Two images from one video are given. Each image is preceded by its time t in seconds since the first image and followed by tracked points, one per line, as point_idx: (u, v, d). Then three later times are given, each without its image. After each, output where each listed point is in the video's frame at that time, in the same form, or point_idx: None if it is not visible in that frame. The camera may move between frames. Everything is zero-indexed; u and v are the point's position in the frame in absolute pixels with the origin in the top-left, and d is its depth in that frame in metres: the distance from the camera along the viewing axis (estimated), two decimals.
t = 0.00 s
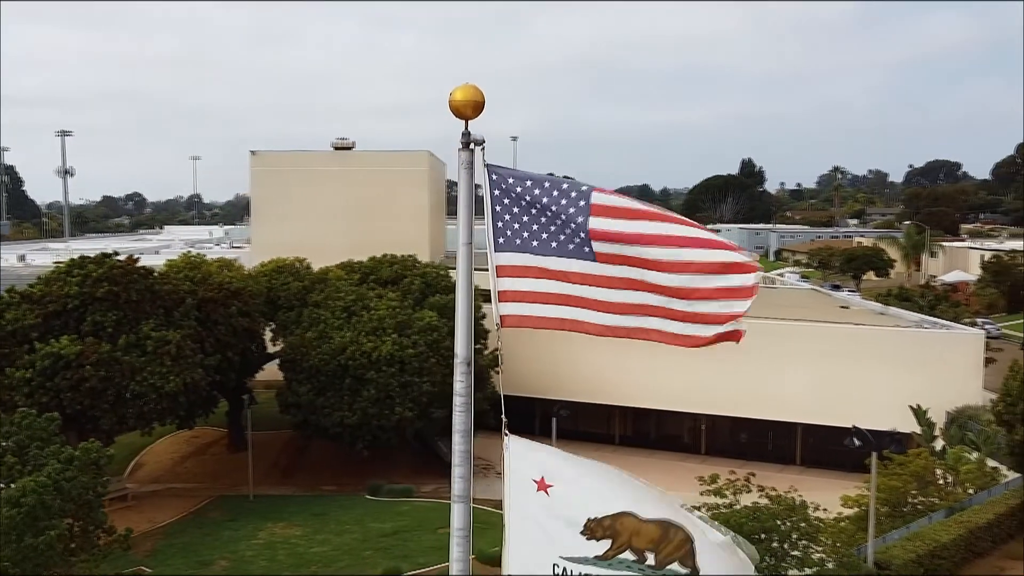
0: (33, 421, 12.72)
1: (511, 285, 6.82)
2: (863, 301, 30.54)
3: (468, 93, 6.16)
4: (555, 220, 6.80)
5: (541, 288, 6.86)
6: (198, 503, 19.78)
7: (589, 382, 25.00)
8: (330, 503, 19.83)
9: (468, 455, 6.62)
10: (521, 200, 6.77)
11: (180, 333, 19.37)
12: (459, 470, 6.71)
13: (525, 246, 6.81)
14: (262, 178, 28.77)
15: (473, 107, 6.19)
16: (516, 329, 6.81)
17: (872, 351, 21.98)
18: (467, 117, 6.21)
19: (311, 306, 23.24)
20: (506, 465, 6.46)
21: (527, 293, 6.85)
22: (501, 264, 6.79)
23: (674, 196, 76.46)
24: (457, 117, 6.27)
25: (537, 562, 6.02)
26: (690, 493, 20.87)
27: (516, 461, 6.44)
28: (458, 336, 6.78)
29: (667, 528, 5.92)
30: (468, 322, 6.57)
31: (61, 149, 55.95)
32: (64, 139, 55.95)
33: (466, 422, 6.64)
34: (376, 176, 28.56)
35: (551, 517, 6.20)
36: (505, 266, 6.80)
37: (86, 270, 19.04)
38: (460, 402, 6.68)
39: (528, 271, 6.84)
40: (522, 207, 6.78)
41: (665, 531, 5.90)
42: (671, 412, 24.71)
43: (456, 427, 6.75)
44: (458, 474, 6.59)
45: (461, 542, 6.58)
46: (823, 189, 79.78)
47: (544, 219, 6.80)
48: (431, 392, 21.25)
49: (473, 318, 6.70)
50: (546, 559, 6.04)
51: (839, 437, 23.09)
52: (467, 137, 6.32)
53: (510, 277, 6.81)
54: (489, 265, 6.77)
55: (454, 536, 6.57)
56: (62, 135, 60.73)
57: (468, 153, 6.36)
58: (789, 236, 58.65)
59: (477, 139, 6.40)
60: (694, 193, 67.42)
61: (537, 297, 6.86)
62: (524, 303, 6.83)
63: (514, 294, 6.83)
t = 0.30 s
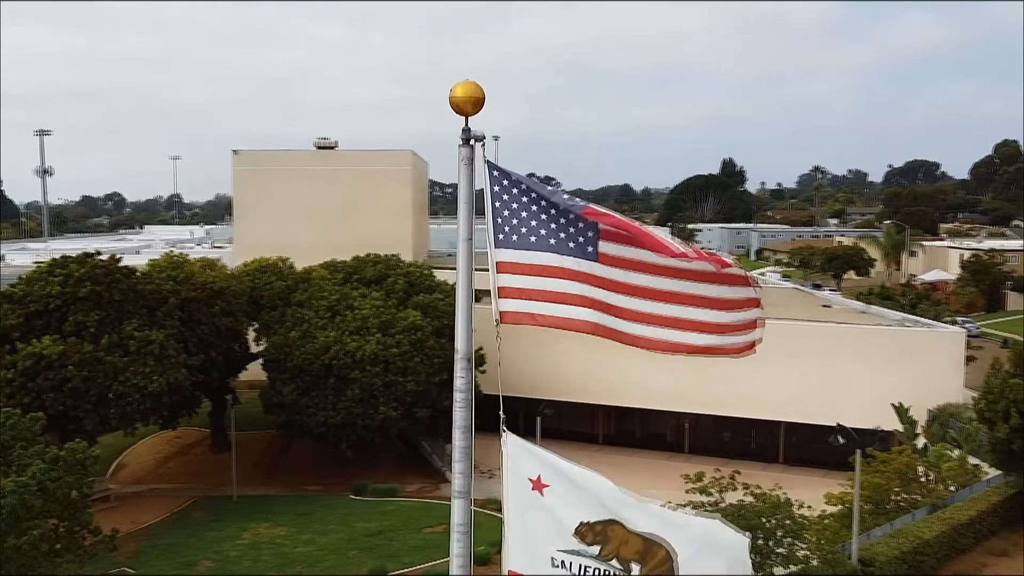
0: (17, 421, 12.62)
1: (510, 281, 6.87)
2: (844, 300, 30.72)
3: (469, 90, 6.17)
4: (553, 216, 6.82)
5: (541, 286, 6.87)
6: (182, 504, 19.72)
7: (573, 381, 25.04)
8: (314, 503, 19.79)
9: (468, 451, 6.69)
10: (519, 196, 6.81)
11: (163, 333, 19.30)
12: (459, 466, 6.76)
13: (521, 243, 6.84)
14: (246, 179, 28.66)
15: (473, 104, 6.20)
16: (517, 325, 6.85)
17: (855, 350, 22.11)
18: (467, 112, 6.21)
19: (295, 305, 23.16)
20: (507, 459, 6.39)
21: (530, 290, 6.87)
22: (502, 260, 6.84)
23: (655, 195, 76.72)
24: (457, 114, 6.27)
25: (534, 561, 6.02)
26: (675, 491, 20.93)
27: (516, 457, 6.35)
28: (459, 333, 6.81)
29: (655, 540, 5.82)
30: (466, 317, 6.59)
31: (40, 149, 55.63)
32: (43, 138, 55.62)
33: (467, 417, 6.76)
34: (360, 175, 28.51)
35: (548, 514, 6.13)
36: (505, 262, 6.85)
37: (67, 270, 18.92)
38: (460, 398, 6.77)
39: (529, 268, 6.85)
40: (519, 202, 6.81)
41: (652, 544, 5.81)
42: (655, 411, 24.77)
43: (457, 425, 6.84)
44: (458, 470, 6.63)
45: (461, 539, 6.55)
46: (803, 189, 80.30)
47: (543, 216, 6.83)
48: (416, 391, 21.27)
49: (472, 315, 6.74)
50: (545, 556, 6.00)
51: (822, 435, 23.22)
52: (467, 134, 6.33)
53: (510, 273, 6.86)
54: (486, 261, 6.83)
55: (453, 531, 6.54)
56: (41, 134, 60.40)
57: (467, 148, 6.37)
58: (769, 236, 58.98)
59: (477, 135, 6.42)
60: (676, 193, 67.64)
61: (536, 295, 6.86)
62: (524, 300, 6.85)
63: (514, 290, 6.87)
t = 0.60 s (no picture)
0: None
1: (516, 277, 7.47)
2: (825, 299, 30.83)
3: (468, 87, 7.01)
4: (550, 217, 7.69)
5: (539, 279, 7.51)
6: (165, 504, 19.65)
7: (556, 379, 25.05)
8: (299, 503, 19.75)
9: (468, 449, 7.51)
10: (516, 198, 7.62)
11: (146, 333, 19.21)
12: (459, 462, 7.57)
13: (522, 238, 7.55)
14: (228, 178, 28.53)
15: (472, 100, 7.02)
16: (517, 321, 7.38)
17: (836, 349, 22.21)
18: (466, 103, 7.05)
19: (277, 305, 23.04)
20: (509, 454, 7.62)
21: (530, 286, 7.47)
22: (505, 255, 7.48)
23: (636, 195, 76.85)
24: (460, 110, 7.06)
25: (535, 555, 7.28)
26: (659, 490, 20.99)
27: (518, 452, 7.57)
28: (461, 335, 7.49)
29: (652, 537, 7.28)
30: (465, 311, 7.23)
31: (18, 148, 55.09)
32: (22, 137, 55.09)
33: (466, 415, 7.61)
34: (342, 175, 28.44)
35: (553, 507, 7.43)
36: (507, 258, 7.48)
37: (49, 269, 18.78)
38: (460, 397, 7.53)
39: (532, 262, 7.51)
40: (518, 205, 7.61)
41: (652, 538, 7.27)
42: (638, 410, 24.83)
43: (456, 422, 7.64)
44: (458, 468, 7.45)
45: (461, 531, 7.33)
46: (784, 189, 80.71)
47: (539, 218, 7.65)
48: (399, 390, 21.30)
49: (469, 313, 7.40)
50: (545, 553, 7.27)
51: (804, 433, 23.33)
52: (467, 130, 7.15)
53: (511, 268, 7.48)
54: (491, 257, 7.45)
55: (453, 526, 7.30)
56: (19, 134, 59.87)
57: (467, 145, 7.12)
58: (750, 235, 59.19)
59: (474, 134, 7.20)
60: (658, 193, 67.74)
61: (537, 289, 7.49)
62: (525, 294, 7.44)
63: (521, 285, 7.46)
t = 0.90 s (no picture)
0: None
1: (514, 273, 7.74)
2: (805, 297, 30.96)
3: (468, 84, 7.14)
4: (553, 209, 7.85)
5: (552, 277, 7.83)
6: (148, 504, 19.58)
7: (540, 379, 25.06)
8: (282, 503, 19.71)
9: (468, 445, 7.78)
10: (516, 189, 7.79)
11: (127, 333, 19.10)
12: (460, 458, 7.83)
13: (522, 234, 7.76)
14: (209, 177, 28.38)
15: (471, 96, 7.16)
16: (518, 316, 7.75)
17: (819, 347, 22.32)
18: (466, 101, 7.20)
19: (259, 305, 22.95)
20: (510, 451, 7.90)
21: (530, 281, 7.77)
22: (506, 251, 7.71)
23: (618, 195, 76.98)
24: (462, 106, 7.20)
25: (541, 549, 7.72)
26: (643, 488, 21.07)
27: (519, 449, 7.85)
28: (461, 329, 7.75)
29: (663, 522, 7.58)
30: (465, 312, 7.51)
31: None
32: None
33: (466, 411, 7.85)
34: (324, 175, 28.37)
35: (557, 500, 7.76)
36: (507, 254, 7.72)
37: (29, 269, 18.64)
38: (462, 391, 7.76)
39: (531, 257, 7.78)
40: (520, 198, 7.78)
41: (662, 522, 7.58)
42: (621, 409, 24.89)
43: (457, 417, 7.89)
44: (460, 464, 7.72)
45: (462, 529, 7.64)
46: (764, 188, 81.10)
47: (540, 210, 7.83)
48: (383, 390, 21.29)
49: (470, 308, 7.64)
50: (552, 545, 7.71)
51: (787, 432, 23.41)
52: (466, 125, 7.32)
53: (511, 264, 7.74)
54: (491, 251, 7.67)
55: (454, 525, 7.64)
56: None
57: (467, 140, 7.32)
58: (731, 235, 59.41)
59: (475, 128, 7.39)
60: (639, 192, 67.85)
61: (539, 284, 7.80)
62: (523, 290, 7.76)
63: (519, 281, 7.75)
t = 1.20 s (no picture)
0: None
1: (514, 270, 7.72)
2: (785, 296, 31.13)
3: (468, 82, 7.30)
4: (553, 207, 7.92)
5: (553, 274, 7.81)
6: (129, 505, 19.48)
7: (522, 378, 25.07)
8: (265, 503, 19.65)
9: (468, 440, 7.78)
10: (517, 186, 7.83)
11: (108, 333, 19.00)
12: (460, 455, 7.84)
13: (521, 231, 7.79)
14: (189, 177, 28.27)
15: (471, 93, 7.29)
16: (517, 314, 7.66)
17: (800, 345, 22.43)
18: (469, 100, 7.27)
19: (241, 305, 22.83)
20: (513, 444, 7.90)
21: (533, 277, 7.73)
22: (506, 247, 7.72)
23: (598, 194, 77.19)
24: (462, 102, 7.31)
25: (534, 543, 7.69)
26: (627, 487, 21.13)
27: (521, 444, 7.88)
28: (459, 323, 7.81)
29: (656, 530, 7.42)
30: (465, 311, 7.66)
31: None
32: None
33: (466, 407, 7.85)
34: (304, 174, 28.29)
35: (555, 496, 7.75)
36: (506, 251, 7.72)
37: (9, 269, 18.51)
38: (461, 386, 7.79)
39: (530, 253, 7.78)
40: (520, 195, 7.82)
41: (654, 532, 7.42)
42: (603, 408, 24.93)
43: (457, 413, 7.88)
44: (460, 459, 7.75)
45: (462, 525, 7.85)
46: (743, 187, 81.51)
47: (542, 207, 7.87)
48: (365, 389, 21.27)
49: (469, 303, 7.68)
50: (546, 541, 7.65)
51: (768, 430, 23.53)
52: (466, 123, 7.39)
53: (510, 260, 7.73)
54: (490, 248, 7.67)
55: (455, 520, 7.89)
56: None
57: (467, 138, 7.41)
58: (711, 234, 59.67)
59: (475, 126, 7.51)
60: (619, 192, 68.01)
61: (540, 282, 7.74)
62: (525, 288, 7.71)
63: (519, 278, 7.71)
